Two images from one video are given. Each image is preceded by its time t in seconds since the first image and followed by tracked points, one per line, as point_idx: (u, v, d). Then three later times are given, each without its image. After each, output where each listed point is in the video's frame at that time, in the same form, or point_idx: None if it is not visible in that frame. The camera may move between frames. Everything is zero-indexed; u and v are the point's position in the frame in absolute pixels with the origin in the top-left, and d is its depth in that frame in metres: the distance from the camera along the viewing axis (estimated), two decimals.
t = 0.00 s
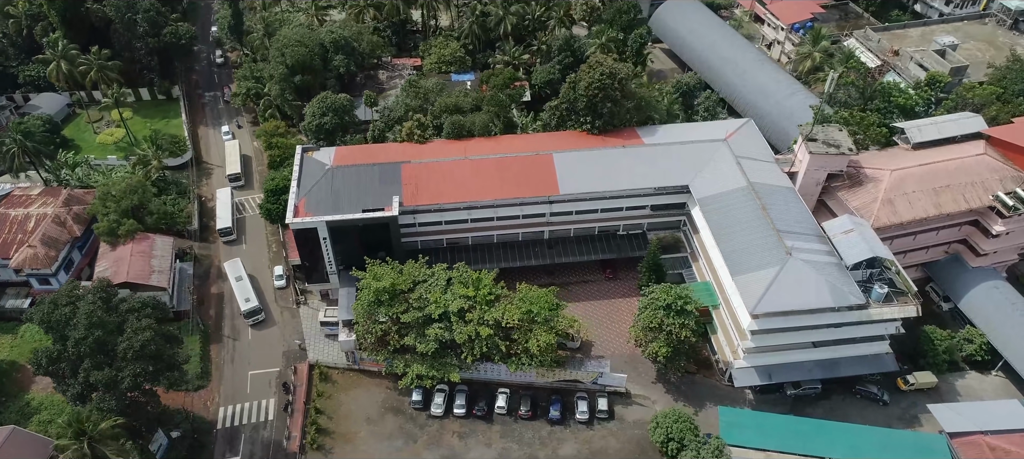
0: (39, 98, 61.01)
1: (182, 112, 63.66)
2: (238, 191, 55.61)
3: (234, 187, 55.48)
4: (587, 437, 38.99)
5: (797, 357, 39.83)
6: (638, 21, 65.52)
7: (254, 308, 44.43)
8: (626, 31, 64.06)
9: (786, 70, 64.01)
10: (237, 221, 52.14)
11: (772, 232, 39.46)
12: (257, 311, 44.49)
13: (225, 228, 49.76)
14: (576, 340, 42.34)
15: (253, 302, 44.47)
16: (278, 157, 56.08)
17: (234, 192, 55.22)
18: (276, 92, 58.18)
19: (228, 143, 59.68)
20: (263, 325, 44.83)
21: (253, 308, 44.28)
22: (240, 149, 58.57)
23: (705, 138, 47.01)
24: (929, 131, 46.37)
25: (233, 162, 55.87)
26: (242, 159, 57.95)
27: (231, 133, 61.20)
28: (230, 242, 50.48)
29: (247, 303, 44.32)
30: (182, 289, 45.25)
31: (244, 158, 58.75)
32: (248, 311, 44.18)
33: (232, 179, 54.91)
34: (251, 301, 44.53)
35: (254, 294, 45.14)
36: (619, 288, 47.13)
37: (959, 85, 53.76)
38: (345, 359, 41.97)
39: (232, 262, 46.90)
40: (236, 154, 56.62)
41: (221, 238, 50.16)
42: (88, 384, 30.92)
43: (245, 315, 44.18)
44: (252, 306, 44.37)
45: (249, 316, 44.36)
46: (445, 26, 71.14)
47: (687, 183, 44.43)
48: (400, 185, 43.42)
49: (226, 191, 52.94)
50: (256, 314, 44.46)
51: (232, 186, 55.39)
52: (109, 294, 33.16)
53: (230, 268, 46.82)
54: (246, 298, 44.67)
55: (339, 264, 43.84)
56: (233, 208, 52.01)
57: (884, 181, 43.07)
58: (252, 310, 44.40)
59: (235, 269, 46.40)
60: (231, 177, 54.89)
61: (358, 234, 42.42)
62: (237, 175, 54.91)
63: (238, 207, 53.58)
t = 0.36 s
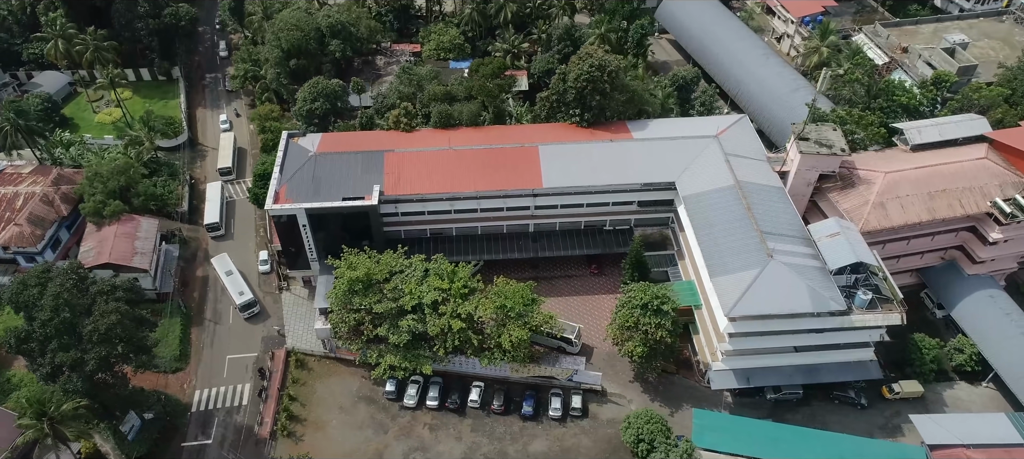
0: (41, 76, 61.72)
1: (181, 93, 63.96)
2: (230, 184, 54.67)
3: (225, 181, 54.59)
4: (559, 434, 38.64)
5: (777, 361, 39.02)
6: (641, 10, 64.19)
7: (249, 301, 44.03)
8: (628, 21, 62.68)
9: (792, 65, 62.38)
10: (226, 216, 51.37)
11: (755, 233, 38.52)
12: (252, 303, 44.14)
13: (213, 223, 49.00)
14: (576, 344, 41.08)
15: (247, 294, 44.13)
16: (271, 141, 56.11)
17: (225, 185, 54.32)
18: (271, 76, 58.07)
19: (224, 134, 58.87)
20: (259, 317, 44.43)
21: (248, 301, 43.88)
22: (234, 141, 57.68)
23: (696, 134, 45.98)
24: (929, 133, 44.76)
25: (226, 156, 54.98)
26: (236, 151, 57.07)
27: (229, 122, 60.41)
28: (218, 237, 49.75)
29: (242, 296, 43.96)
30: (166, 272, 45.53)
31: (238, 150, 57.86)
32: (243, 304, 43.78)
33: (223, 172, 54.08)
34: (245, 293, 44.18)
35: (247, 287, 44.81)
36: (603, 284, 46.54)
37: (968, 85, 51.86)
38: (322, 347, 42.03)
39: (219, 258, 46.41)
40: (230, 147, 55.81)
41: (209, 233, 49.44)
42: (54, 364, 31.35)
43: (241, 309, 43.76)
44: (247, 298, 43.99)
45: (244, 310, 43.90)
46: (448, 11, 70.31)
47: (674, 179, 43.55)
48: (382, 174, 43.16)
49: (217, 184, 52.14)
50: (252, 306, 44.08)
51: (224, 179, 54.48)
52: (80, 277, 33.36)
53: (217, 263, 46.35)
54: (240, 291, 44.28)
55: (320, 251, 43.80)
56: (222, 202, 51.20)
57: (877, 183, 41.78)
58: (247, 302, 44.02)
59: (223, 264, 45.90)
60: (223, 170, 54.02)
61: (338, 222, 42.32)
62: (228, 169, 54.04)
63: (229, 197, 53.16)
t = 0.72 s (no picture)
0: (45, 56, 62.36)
1: (181, 75, 64.23)
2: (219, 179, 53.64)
3: (215, 177, 53.60)
4: (530, 432, 38.34)
5: (755, 368, 38.27)
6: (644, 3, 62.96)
7: (246, 292, 43.95)
8: (631, 13, 61.46)
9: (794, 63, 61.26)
10: (215, 211, 50.61)
11: (737, 235, 37.69)
12: (250, 294, 44.05)
13: (200, 220, 48.20)
14: (574, 352, 40.71)
15: (243, 286, 44.01)
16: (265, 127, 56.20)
17: (215, 181, 53.27)
18: (267, 61, 58.08)
19: (220, 125, 58.51)
20: (257, 308, 44.37)
21: (246, 293, 43.79)
22: (229, 134, 56.81)
23: (686, 132, 45.07)
24: (928, 138, 43.37)
25: (217, 150, 54.02)
26: (230, 145, 56.13)
27: (227, 114, 60.02)
28: (205, 234, 49.00)
29: (239, 288, 43.86)
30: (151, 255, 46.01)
31: (233, 144, 56.99)
32: (241, 296, 43.67)
33: (213, 168, 52.96)
34: (241, 285, 44.07)
35: (242, 279, 44.69)
36: (587, 281, 46.04)
37: (975, 89, 50.23)
38: (300, 335, 42.15)
39: (208, 254, 45.95)
40: (222, 141, 54.86)
41: (197, 229, 48.66)
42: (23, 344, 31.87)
43: (240, 301, 43.65)
44: (244, 290, 43.90)
45: (243, 301, 43.82)
46: None
47: (660, 178, 42.74)
48: (365, 165, 43.02)
49: (207, 180, 51.29)
50: (249, 297, 43.99)
51: (213, 175, 53.46)
52: (53, 259, 33.69)
53: (207, 259, 45.89)
54: (236, 284, 44.15)
55: (303, 240, 43.83)
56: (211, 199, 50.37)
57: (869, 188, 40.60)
58: (244, 294, 43.92)
59: (214, 259, 45.60)
60: (212, 165, 52.93)
61: (319, 211, 42.31)
62: (218, 164, 52.97)
63: (218, 193, 52.28)
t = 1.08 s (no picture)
0: (52, 35, 63.21)
1: (185, 58, 64.59)
2: (210, 174, 52.79)
3: (207, 172, 52.74)
4: (501, 429, 38.13)
5: (732, 375, 37.53)
6: None
7: (246, 281, 43.49)
8: (635, 6, 60.23)
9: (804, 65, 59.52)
10: (205, 207, 49.92)
11: (718, 239, 36.86)
12: (249, 283, 43.61)
13: (188, 217, 47.48)
14: (568, 362, 39.86)
15: (242, 275, 43.57)
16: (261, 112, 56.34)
17: (206, 176, 52.42)
18: (266, 47, 58.10)
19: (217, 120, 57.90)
20: (259, 297, 43.96)
21: (245, 281, 43.35)
22: (223, 129, 55.89)
23: (677, 131, 44.15)
24: (926, 145, 41.96)
25: (209, 145, 53.01)
26: (224, 140, 55.22)
27: (226, 107, 59.29)
28: (192, 231, 48.33)
29: (238, 278, 43.42)
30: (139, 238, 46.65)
31: (227, 139, 56.00)
32: (241, 285, 43.19)
33: (204, 163, 52.01)
34: (240, 275, 43.62)
35: (240, 269, 44.26)
36: (572, 279, 45.53)
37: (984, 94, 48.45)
38: (279, 322, 42.32)
39: (201, 248, 45.58)
40: (215, 136, 53.90)
41: (184, 226, 47.95)
42: None
43: (240, 290, 43.20)
44: (244, 279, 43.45)
45: (244, 290, 43.37)
46: None
47: (646, 177, 41.96)
48: (349, 154, 42.87)
49: (197, 176, 50.46)
50: (250, 286, 43.56)
51: (205, 169, 52.63)
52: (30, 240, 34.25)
53: (201, 255, 45.47)
54: (234, 274, 43.74)
55: (286, 227, 43.89)
56: (201, 194, 49.61)
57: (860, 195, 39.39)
58: (243, 283, 43.46)
59: (207, 253, 45.28)
60: (203, 161, 51.97)
61: (302, 199, 42.31)
62: (210, 160, 51.90)
63: (209, 188, 51.48)
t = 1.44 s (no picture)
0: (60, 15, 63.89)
1: (188, 40, 64.88)
2: (202, 170, 52.32)
3: (199, 168, 52.23)
4: (473, 425, 38.06)
5: (707, 381, 37.00)
6: None
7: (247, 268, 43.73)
8: None
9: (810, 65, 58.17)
10: (195, 203, 49.42)
11: (698, 243, 36.24)
12: (250, 270, 43.87)
13: (176, 214, 47.02)
14: (559, 374, 38.86)
15: (243, 263, 43.72)
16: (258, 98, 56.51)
17: (197, 172, 51.98)
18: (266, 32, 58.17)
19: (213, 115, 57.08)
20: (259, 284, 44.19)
21: (247, 268, 43.56)
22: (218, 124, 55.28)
23: (667, 131, 43.41)
24: (923, 153, 40.69)
25: (201, 141, 52.60)
26: (217, 136, 54.58)
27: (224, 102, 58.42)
28: (182, 228, 47.89)
29: (238, 265, 43.56)
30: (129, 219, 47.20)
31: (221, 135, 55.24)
32: (243, 272, 43.43)
33: (195, 159, 51.62)
34: (240, 262, 43.79)
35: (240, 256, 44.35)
36: (556, 276, 45.13)
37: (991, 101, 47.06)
38: (260, 308, 42.58)
39: (196, 240, 45.24)
40: (207, 131, 53.41)
41: (173, 223, 47.50)
42: None
43: (240, 278, 43.35)
44: (245, 266, 43.63)
45: (246, 277, 43.59)
46: None
47: (632, 177, 41.34)
48: (334, 143, 42.85)
49: (187, 171, 50.03)
50: (250, 273, 43.81)
51: (196, 165, 52.18)
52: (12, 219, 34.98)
53: (196, 246, 45.13)
54: (235, 262, 43.82)
55: (271, 215, 44.09)
56: (191, 190, 49.19)
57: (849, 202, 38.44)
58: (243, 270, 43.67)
59: (203, 244, 45.05)
60: (195, 156, 51.57)
61: (287, 187, 42.44)
62: (201, 155, 51.55)
63: (199, 184, 51.01)
